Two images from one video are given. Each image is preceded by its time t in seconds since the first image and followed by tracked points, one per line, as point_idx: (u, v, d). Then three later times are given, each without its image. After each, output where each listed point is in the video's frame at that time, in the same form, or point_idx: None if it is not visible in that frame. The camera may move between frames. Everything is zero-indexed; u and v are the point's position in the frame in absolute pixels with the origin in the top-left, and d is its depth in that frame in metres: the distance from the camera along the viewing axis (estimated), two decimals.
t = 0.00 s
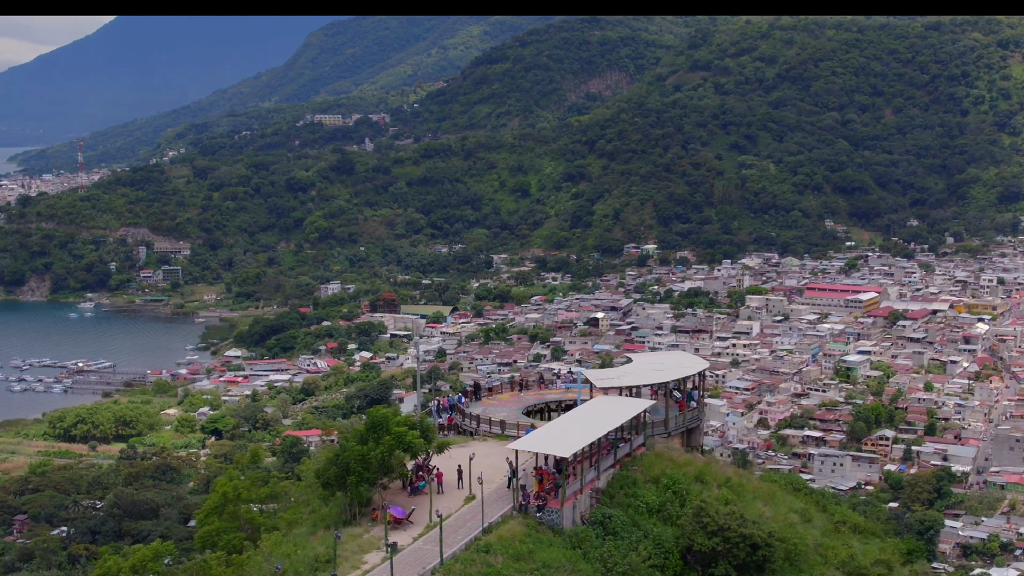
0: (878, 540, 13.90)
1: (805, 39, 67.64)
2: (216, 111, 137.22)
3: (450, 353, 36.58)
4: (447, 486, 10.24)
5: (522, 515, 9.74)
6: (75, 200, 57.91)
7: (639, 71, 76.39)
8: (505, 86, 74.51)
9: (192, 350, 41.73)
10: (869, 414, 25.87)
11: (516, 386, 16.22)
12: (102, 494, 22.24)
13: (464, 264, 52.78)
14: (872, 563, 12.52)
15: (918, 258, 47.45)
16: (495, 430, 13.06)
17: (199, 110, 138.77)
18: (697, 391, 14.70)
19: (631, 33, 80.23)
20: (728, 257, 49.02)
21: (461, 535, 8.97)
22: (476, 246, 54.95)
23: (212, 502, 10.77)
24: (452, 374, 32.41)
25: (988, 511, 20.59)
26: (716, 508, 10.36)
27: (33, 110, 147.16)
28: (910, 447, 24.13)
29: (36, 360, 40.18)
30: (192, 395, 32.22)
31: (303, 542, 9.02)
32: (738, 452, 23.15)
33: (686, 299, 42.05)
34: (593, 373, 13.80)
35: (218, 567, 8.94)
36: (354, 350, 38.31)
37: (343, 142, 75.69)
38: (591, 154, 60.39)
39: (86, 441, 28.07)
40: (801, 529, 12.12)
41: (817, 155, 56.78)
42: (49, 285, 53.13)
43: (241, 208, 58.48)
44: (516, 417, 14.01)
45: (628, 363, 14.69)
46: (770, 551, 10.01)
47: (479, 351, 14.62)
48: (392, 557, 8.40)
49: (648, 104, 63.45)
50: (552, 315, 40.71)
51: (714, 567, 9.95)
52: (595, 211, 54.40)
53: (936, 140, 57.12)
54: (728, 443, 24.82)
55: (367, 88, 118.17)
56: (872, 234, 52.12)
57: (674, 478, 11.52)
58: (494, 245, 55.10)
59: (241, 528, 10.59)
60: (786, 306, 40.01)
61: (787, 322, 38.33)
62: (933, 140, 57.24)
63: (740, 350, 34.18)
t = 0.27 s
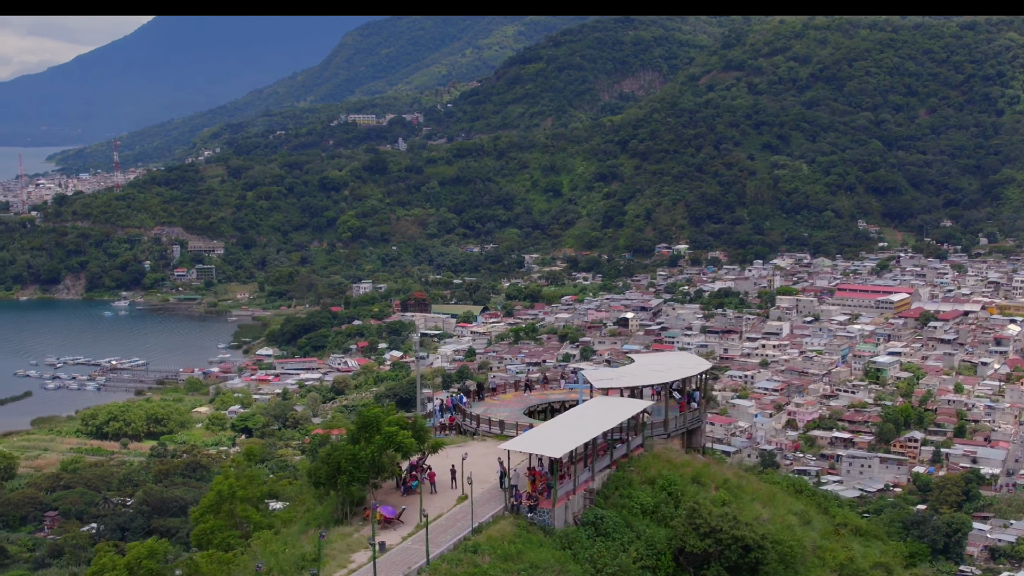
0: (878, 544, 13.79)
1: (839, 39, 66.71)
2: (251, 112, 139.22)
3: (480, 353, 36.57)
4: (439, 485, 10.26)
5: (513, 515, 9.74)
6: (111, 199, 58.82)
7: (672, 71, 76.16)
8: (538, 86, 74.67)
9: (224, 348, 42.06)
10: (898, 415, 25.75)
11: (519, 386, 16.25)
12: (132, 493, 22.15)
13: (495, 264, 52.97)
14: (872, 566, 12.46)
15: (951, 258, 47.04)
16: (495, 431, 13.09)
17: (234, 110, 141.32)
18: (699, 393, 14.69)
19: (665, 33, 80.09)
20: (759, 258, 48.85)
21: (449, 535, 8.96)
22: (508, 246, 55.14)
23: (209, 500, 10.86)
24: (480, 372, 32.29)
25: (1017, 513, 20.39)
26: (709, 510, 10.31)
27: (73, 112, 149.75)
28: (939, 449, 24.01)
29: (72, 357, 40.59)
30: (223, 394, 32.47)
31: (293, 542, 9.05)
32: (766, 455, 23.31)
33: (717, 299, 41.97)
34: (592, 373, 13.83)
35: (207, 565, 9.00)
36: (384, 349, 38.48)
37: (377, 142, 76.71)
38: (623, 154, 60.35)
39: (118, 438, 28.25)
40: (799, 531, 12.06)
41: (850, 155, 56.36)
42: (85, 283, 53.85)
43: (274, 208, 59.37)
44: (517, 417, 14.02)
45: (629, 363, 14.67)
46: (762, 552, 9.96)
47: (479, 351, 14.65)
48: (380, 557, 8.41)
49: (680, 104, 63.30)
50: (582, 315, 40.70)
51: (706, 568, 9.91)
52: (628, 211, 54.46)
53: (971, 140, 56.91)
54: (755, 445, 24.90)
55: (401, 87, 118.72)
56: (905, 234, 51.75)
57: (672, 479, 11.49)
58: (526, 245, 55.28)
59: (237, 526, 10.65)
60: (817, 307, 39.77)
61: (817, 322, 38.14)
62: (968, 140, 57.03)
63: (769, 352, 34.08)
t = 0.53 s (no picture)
0: (881, 546, 13.68)
1: (875, 39, 66.01)
2: (288, 111, 140.67)
3: (510, 353, 36.56)
4: (430, 484, 10.29)
5: (504, 515, 9.76)
6: (147, 199, 59.60)
7: (706, 71, 76.05)
8: (572, 86, 74.75)
9: (257, 346, 42.36)
10: (928, 417, 25.57)
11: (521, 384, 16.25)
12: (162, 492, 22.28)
13: (528, 264, 53.10)
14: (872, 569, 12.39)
15: (986, 260, 46.55)
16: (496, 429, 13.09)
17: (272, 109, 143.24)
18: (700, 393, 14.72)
19: (699, 33, 79.94)
20: (792, 258, 48.66)
21: (437, 535, 8.97)
22: (541, 245, 55.31)
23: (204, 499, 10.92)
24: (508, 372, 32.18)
25: None
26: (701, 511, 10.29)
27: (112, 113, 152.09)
28: (969, 451, 23.81)
29: (106, 355, 40.90)
30: (255, 392, 32.67)
31: (284, 540, 9.09)
32: (794, 456, 23.57)
33: (748, 300, 41.84)
34: (592, 373, 13.85)
35: (194, 560, 9.05)
36: (416, 348, 38.70)
37: (411, 141, 77.84)
38: (656, 154, 60.35)
39: (149, 436, 28.51)
40: (797, 533, 12.00)
41: (884, 155, 55.84)
42: (121, 282, 54.35)
43: (309, 207, 60.82)
44: (518, 417, 14.04)
45: (631, 363, 14.69)
46: (754, 555, 9.92)
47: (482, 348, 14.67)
48: (366, 557, 8.41)
49: (715, 104, 63.06)
50: (613, 315, 40.73)
51: (697, 570, 9.88)
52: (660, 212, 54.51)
53: (1007, 140, 56.36)
54: (783, 447, 24.84)
55: (437, 88, 119.39)
56: (940, 235, 51.30)
57: (664, 480, 11.49)
58: (558, 245, 55.44)
59: (231, 524, 10.71)
60: (848, 307, 39.50)
61: (848, 323, 37.93)
62: (1005, 140, 56.48)
63: (800, 353, 33.99)
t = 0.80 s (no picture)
0: (881, 549, 13.58)
1: (910, 38, 65.10)
2: (324, 112, 141.85)
3: (540, 352, 36.50)
4: (422, 483, 10.31)
5: (494, 515, 9.76)
6: (182, 198, 60.56)
7: (741, 71, 75.94)
8: (606, 86, 74.81)
9: (290, 345, 42.61)
10: (958, 419, 25.41)
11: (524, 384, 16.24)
12: (194, 489, 22.23)
13: (560, 263, 53.22)
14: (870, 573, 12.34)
15: (1020, 261, 46.01)
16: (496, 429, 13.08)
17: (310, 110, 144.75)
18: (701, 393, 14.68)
19: (733, 33, 79.73)
20: (825, 258, 48.48)
21: (424, 535, 9.00)
22: (573, 245, 55.46)
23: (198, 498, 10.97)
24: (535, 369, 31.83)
25: None
26: (693, 512, 10.28)
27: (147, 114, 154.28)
28: (999, 454, 23.67)
29: (140, 353, 41.25)
30: (287, 390, 32.83)
31: (275, 537, 9.14)
32: (822, 456, 23.33)
33: (779, 300, 41.70)
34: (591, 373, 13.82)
35: (186, 554, 9.13)
36: (446, 348, 38.90)
37: (445, 141, 78.60)
38: (689, 154, 60.32)
39: (181, 434, 28.75)
40: (793, 536, 11.96)
41: (918, 155, 55.27)
42: (155, 280, 55.34)
43: (343, 206, 61.64)
44: (520, 417, 14.02)
45: (632, 364, 14.66)
46: (744, 558, 9.89)
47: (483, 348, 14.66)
48: (352, 555, 8.44)
49: (748, 104, 62.81)
50: (644, 315, 40.79)
51: (688, 571, 9.86)
52: (693, 212, 54.51)
53: None
54: (812, 448, 24.67)
55: (472, 87, 119.85)
56: (974, 236, 50.80)
57: (658, 480, 11.48)
58: (590, 244, 55.61)
59: (225, 522, 10.77)
60: (879, 308, 39.27)
61: (879, 325, 37.74)
62: None
63: (830, 354, 33.93)
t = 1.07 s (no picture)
0: (881, 551, 13.45)
1: (946, 38, 64.37)
2: (359, 112, 143.04)
3: (569, 352, 36.42)
4: (414, 483, 10.35)
5: (484, 515, 9.77)
6: (216, 198, 61.81)
7: (774, 71, 75.70)
8: (640, 85, 74.75)
9: (321, 343, 42.78)
10: (987, 421, 25.19)
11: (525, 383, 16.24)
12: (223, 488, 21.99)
13: (591, 263, 53.30)
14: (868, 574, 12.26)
15: None
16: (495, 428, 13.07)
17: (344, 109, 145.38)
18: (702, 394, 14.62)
19: (767, 32, 79.45)
20: (858, 258, 48.24)
21: (411, 534, 9.02)
22: (605, 245, 55.60)
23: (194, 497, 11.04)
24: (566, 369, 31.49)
25: None
26: (684, 513, 10.26)
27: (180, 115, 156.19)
28: None
29: (173, 351, 41.59)
30: (317, 389, 32.88)
31: (264, 535, 9.19)
32: (850, 458, 23.50)
33: (809, 300, 41.52)
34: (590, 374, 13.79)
35: (177, 552, 9.20)
36: (476, 347, 39.02)
37: (478, 141, 79.11)
38: (721, 154, 60.20)
39: (212, 432, 28.96)
40: (789, 537, 11.91)
41: (953, 155, 54.70)
42: (190, 279, 56.09)
43: (376, 205, 62.57)
44: (520, 416, 14.02)
45: (632, 364, 14.62)
46: (735, 559, 9.85)
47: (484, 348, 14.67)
48: (337, 554, 8.48)
49: (782, 103, 62.40)
50: (674, 315, 40.78)
51: (678, 572, 9.84)
52: (725, 212, 54.42)
53: None
54: (840, 449, 24.71)
55: (506, 88, 120.05)
56: (1008, 236, 50.23)
57: (652, 481, 11.46)
58: (622, 244, 55.75)
59: (221, 520, 10.85)
60: (911, 309, 38.95)
61: (910, 326, 37.49)
62: None
63: (860, 355, 33.82)
